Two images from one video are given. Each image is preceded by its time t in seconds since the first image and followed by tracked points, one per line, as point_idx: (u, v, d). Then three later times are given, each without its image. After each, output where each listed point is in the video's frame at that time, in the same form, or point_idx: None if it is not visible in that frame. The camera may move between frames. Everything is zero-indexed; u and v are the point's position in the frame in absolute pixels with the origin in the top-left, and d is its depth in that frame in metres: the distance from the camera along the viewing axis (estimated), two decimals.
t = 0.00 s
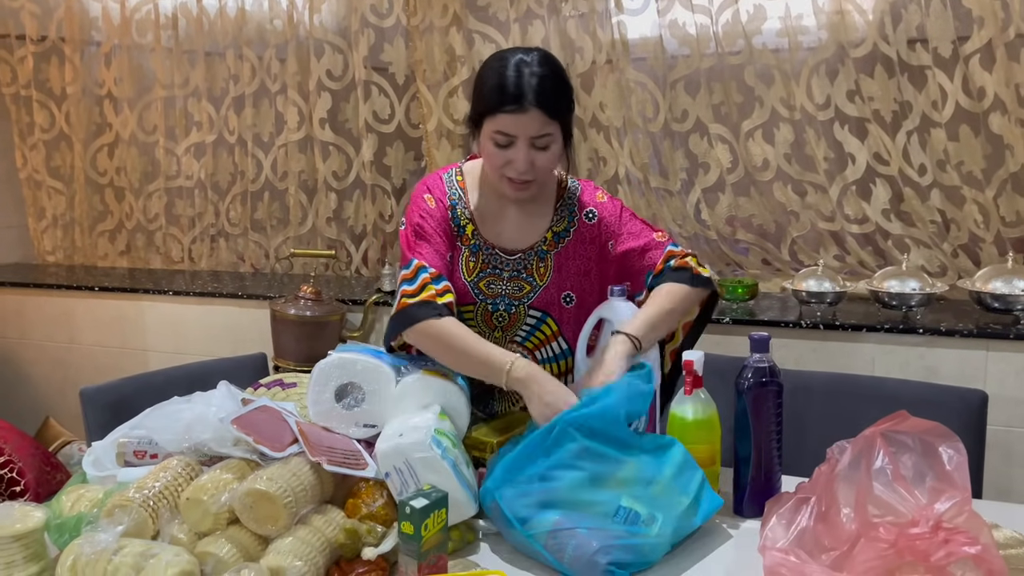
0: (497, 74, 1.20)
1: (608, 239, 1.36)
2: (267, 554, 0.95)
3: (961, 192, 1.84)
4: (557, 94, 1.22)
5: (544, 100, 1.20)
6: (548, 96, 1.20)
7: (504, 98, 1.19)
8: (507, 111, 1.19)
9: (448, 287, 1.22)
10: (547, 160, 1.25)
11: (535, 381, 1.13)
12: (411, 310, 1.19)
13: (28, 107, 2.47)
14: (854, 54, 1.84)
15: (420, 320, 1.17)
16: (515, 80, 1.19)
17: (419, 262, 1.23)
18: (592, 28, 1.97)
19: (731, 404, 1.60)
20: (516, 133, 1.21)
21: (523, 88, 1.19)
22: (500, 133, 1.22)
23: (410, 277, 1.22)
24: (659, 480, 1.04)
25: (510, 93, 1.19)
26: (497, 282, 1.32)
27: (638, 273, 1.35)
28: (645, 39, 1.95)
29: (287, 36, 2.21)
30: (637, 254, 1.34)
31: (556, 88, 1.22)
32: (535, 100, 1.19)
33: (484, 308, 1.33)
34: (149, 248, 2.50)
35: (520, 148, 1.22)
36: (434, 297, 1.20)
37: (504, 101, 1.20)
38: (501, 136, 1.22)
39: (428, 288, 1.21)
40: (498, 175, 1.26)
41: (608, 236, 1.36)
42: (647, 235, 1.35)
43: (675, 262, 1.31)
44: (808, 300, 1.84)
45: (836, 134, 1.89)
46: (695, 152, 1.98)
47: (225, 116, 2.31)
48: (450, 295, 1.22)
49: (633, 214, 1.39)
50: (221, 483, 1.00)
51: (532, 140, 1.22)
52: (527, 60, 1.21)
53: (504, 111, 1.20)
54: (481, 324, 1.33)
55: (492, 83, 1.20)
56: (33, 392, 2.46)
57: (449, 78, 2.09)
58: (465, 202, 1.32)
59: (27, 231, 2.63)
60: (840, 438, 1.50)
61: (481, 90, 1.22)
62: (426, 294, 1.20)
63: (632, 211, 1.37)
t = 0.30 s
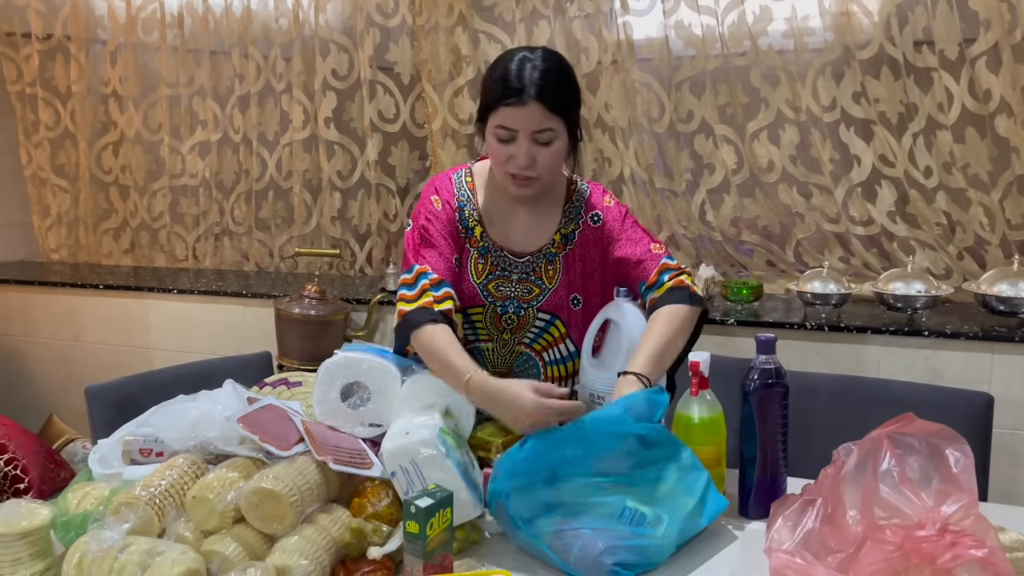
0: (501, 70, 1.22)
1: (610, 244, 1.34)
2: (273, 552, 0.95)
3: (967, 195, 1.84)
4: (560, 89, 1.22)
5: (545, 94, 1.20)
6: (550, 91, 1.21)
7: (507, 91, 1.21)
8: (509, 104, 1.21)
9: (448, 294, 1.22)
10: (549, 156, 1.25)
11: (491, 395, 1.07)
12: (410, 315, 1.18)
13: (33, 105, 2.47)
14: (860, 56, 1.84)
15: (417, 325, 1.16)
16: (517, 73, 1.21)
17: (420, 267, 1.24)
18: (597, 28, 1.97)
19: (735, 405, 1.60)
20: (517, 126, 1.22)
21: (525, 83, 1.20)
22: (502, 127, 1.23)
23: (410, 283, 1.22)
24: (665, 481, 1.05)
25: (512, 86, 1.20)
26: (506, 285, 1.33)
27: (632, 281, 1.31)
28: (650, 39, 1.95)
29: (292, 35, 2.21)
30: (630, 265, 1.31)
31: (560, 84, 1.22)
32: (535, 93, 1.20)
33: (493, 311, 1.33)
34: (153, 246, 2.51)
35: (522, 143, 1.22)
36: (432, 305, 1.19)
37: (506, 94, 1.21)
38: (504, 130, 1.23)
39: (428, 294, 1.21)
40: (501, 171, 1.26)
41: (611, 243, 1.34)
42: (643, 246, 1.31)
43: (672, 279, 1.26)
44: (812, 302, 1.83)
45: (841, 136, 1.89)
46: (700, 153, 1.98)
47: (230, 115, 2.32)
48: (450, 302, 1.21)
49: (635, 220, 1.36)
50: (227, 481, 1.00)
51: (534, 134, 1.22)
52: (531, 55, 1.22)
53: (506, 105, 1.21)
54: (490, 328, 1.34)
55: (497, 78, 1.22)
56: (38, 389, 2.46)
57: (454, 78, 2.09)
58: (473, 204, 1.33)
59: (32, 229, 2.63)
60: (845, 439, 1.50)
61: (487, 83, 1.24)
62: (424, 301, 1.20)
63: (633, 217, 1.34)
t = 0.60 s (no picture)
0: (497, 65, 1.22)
1: (620, 244, 1.34)
2: (279, 551, 0.95)
3: (973, 198, 1.84)
4: (558, 84, 1.22)
5: (542, 89, 1.20)
6: (547, 85, 1.21)
7: (505, 87, 1.20)
8: (506, 99, 1.20)
9: (441, 292, 1.24)
10: (551, 149, 1.24)
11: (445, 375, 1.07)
12: (401, 312, 1.22)
13: (41, 104, 2.48)
14: (868, 58, 1.83)
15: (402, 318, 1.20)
16: (514, 69, 1.21)
17: (415, 265, 1.26)
18: (604, 29, 1.97)
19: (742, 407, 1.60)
20: (515, 118, 1.21)
21: (521, 77, 1.20)
22: (501, 120, 1.22)
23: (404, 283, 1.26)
24: (671, 484, 1.05)
25: (510, 82, 1.20)
26: (507, 285, 1.33)
27: (648, 280, 1.31)
28: (657, 41, 1.95)
29: (299, 34, 2.21)
30: (646, 260, 1.30)
31: (558, 78, 1.22)
32: (532, 86, 1.20)
33: (493, 311, 1.33)
34: (159, 244, 2.51)
35: (522, 136, 1.22)
36: (424, 302, 1.22)
37: (504, 90, 1.21)
38: (502, 122, 1.22)
39: (419, 292, 1.23)
40: (504, 169, 1.26)
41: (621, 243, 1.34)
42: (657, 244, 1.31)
43: (687, 272, 1.26)
44: (818, 304, 1.83)
45: (848, 138, 1.89)
46: (706, 154, 1.98)
47: (236, 115, 2.32)
48: (444, 301, 1.24)
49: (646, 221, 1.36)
50: (234, 480, 1.00)
51: (534, 125, 1.22)
52: (527, 51, 1.22)
53: (503, 99, 1.21)
54: (491, 328, 1.34)
55: (494, 74, 1.22)
56: (43, 387, 2.47)
57: (460, 78, 2.09)
58: (475, 204, 1.33)
59: (38, 226, 2.64)
60: (850, 442, 1.49)
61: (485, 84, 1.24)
62: (417, 298, 1.23)
63: (644, 216, 1.34)
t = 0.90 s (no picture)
0: (500, 64, 1.22)
1: (627, 242, 1.34)
2: (288, 550, 0.96)
3: (982, 199, 1.83)
4: (562, 84, 1.22)
5: (546, 89, 1.20)
6: (551, 85, 1.21)
7: (508, 86, 1.20)
8: (509, 99, 1.20)
9: (444, 287, 1.23)
10: (554, 147, 1.24)
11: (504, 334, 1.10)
12: (407, 308, 1.20)
13: (49, 102, 2.48)
14: (877, 59, 1.83)
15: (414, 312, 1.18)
16: (517, 68, 1.21)
17: (413, 264, 1.26)
18: (612, 29, 1.97)
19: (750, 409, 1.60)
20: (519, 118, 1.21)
21: (525, 77, 1.20)
22: (505, 120, 1.22)
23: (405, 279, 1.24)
24: (679, 484, 1.04)
25: (513, 81, 1.20)
26: (512, 284, 1.32)
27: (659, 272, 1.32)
28: (665, 41, 1.95)
29: (307, 34, 2.21)
30: (659, 254, 1.31)
31: (561, 78, 1.22)
32: (536, 87, 1.20)
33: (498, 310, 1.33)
34: (166, 243, 2.52)
35: (524, 136, 1.22)
36: (430, 296, 1.21)
37: (507, 89, 1.21)
38: (505, 122, 1.22)
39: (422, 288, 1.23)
40: (507, 169, 1.26)
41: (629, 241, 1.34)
42: (667, 237, 1.32)
43: (700, 258, 1.28)
44: (825, 305, 1.83)
45: (856, 139, 1.88)
46: (714, 155, 1.98)
47: (244, 113, 2.32)
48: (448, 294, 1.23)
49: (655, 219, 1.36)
50: (242, 478, 1.00)
51: (537, 125, 1.22)
52: (530, 51, 1.22)
53: (507, 99, 1.21)
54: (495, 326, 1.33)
55: (498, 73, 1.22)
56: (51, 385, 2.47)
57: (468, 78, 2.09)
58: (478, 203, 1.33)
59: (46, 224, 2.65)
60: (858, 444, 1.49)
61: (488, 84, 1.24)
62: (422, 294, 1.22)
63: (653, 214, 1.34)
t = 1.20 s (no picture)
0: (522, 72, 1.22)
1: (638, 242, 1.34)
2: (298, 549, 0.96)
3: (993, 200, 1.82)
4: (581, 93, 1.22)
5: (567, 98, 1.20)
6: (572, 94, 1.21)
7: (529, 97, 1.20)
8: (530, 109, 1.20)
9: (441, 290, 1.23)
10: (572, 159, 1.24)
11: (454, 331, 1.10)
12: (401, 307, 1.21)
13: (59, 101, 2.49)
14: (887, 59, 1.82)
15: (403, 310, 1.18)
16: (539, 78, 1.20)
17: (417, 265, 1.27)
18: (621, 30, 1.97)
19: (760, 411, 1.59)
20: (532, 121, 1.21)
21: (548, 87, 1.20)
22: (524, 131, 1.22)
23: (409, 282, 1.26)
24: (690, 485, 1.04)
25: (535, 91, 1.20)
26: (523, 285, 1.33)
27: (671, 275, 1.31)
28: (674, 41, 1.94)
29: (316, 33, 2.21)
30: (670, 255, 1.31)
31: (581, 86, 1.22)
32: (558, 97, 1.20)
33: (510, 312, 1.33)
34: (175, 242, 2.53)
35: (545, 146, 1.22)
36: (425, 297, 1.22)
37: (528, 99, 1.20)
38: (526, 133, 1.22)
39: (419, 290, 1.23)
40: (523, 175, 1.26)
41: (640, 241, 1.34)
42: (679, 239, 1.32)
43: (711, 262, 1.28)
44: (835, 307, 1.82)
45: (866, 140, 1.88)
46: (723, 155, 1.97)
47: (253, 113, 2.33)
48: (443, 298, 1.23)
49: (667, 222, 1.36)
50: (253, 478, 1.00)
51: (557, 137, 1.22)
52: (551, 59, 1.22)
53: (528, 110, 1.20)
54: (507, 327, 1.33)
55: (518, 81, 1.21)
56: (61, 383, 2.48)
57: (476, 78, 2.09)
58: (488, 205, 1.33)
59: (56, 223, 2.66)
60: (869, 447, 1.49)
61: (505, 90, 1.23)
62: (417, 295, 1.22)
63: (664, 217, 1.34)
